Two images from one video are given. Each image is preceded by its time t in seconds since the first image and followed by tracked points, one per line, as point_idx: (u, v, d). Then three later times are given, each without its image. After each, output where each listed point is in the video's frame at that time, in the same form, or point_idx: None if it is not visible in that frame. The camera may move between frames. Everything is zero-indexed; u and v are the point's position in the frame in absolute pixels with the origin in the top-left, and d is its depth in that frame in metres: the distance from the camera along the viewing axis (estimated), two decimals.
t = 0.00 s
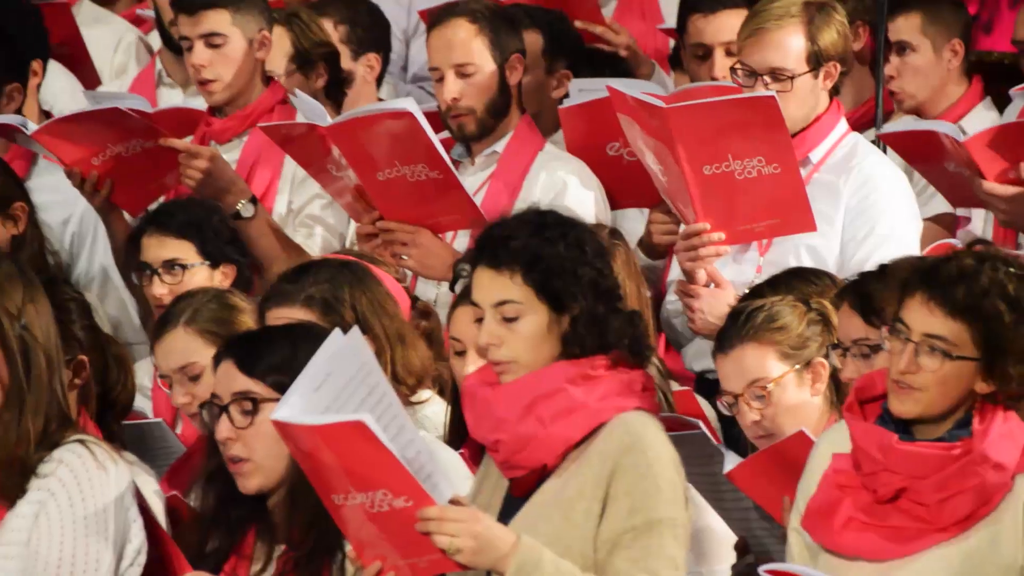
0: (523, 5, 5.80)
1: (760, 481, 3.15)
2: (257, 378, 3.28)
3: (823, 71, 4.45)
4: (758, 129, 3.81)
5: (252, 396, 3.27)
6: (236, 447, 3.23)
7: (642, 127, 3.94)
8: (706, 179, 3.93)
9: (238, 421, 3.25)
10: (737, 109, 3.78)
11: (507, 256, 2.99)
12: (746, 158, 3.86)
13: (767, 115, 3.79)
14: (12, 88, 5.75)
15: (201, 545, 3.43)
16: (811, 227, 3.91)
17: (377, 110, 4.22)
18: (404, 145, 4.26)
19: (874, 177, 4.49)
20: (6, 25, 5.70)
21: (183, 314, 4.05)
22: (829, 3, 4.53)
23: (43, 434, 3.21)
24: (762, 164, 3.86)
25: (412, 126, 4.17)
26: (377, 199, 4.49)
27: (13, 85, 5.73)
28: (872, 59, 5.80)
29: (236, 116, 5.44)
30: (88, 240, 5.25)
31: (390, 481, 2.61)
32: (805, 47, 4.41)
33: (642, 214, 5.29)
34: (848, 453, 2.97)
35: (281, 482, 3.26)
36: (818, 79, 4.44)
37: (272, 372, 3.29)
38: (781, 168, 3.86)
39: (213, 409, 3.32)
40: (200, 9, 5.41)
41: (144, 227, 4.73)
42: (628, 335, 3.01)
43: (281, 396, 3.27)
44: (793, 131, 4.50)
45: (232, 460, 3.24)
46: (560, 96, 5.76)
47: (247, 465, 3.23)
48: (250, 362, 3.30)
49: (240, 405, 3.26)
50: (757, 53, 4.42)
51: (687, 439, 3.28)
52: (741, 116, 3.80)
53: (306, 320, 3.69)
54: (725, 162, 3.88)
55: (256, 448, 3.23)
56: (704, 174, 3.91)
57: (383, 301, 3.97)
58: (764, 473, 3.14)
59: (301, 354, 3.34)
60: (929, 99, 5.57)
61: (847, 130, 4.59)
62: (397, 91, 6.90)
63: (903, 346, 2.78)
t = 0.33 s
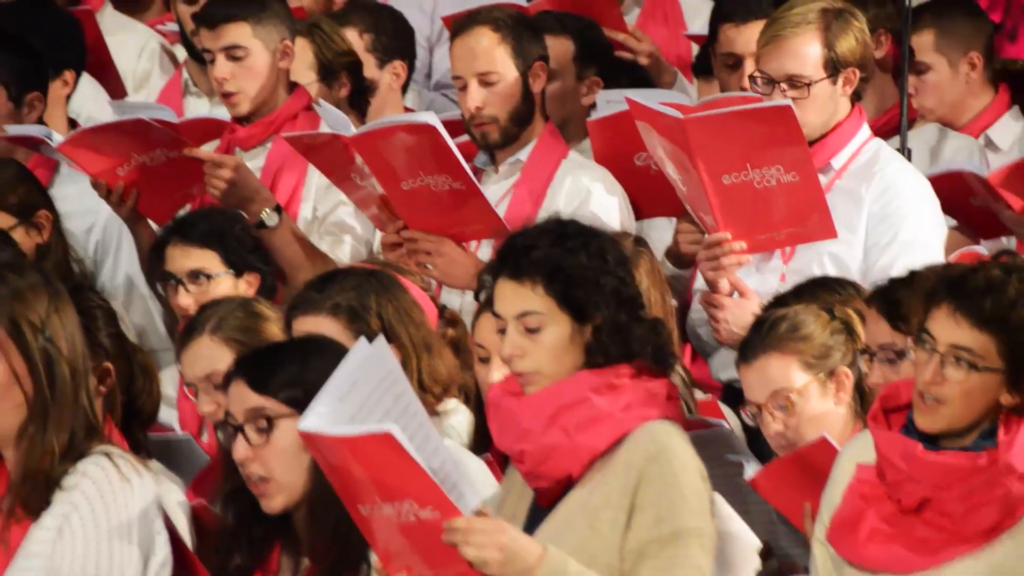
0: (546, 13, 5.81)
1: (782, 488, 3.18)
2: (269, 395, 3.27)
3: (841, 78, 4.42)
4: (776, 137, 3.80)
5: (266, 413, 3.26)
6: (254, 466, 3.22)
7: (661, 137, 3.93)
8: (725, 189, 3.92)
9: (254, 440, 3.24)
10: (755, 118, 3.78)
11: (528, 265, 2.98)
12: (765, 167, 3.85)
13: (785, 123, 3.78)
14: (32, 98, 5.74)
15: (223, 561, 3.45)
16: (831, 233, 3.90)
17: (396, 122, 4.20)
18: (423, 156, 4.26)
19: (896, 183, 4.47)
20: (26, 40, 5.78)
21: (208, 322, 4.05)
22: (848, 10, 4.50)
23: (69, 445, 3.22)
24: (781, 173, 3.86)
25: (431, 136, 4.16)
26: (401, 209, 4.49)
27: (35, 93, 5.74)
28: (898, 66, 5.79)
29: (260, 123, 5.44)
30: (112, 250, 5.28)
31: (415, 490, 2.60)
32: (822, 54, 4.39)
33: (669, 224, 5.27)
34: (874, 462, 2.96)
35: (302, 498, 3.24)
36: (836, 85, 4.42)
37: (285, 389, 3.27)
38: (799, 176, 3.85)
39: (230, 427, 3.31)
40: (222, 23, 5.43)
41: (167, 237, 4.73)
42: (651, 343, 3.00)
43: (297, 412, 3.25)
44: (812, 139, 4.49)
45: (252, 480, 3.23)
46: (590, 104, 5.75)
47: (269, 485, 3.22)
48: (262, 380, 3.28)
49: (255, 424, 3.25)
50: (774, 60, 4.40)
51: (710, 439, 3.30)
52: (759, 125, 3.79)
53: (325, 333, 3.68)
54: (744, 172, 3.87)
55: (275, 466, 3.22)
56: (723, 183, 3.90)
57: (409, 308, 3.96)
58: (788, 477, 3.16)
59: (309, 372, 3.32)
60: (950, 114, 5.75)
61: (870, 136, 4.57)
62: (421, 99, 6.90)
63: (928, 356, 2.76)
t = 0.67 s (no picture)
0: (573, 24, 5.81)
1: (809, 498, 3.25)
2: (294, 408, 3.31)
3: (865, 85, 4.40)
4: (803, 145, 3.80)
5: (289, 424, 3.30)
6: (276, 474, 3.28)
7: (686, 146, 3.94)
8: (753, 199, 3.91)
9: (277, 449, 3.29)
10: (782, 127, 3.77)
11: (552, 275, 2.99)
12: (792, 176, 3.85)
13: (812, 131, 3.78)
14: (62, 106, 5.67)
15: (251, 568, 3.48)
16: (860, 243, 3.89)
17: (423, 131, 4.24)
18: (453, 167, 4.27)
19: (923, 192, 4.46)
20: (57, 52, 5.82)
21: (233, 332, 4.06)
22: (872, 17, 4.49)
23: (97, 456, 3.27)
24: (808, 181, 3.85)
25: (458, 144, 4.18)
26: (428, 219, 4.49)
27: (64, 101, 5.67)
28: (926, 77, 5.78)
29: (290, 135, 5.40)
30: (136, 258, 5.28)
31: (440, 500, 2.61)
32: (845, 61, 4.38)
33: (695, 233, 5.26)
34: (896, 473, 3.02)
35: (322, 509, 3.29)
36: (860, 92, 4.40)
37: (309, 402, 3.31)
38: (827, 184, 3.85)
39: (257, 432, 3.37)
40: (250, 38, 5.47)
41: (196, 249, 4.74)
42: (677, 352, 2.99)
43: (320, 425, 3.29)
44: (837, 147, 4.46)
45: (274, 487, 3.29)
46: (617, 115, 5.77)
47: (291, 493, 3.28)
48: (288, 391, 3.32)
49: (278, 433, 3.30)
50: (797, 67, 4.39)
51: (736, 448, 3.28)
52: (786, 133, 3.79)
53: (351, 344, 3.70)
54: (772, 180, 3.86)
55: (297, 476, 3.28)
56: (750, 193, 3.90)
57: (438, 320, 3.94)
58: (811, 489, 3.24)
59: (336, 381, 3.35)
60: (982, 125, 5.70)
61: (895, 144, 4.55)
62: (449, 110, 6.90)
63: (945, 370, 2.77)
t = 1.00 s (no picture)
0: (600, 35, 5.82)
1: (834, 511, 3.29)
2: (345, 400, 3.27)
3: (888, 94, 4.39)
4: (830, 156, 3.79)
5: (338, 415, 3.27)
6: (316, 464, 3.27)
7: (712, 157, 3.94)
8: (781, 209, 3.91)
9: (321, 438, 3.27)
10: (807, 137, 3.77)
11: (581, 282, 3.00)
12: (820, 187, 3.84)
13: (836, 142, 3.77)
14: (92, 116, 5.70)
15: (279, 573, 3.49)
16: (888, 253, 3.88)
17: (448, 140, 4.24)
18: (482, 178, 4.28)
19: (952, 203, 4.43)
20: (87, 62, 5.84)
21: (257, 342, 4.06)
22: (893, 26, 4.46)
23: (124, 467, 3.28)
24: (837, 192, 3.84)
25: (484, 154, 4.18)
26: (456, 229, 4.51)
27: (94, 112, 5.70)
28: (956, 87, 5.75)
29: (321, 146, 5.39)
30: (163, 271, 5.26)
31: (466, 509, 2.60)
32: (866, 72, 4.36)
33: (719, 243, 5.23)
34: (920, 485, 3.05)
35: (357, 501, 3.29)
36: (882, 102, 4.38)
37: (360, 400, 3.26)
38: (855, 196, 3.84)
39: (303, 419, 3.34)
40: (280, 47, 5.46)
41: (224, 261, 4.74)
42: (706, 364, 2.96)
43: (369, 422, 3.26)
44: (864, 157, 4.45)
45: (308, 476, 3.28)
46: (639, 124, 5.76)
47: (322, 484, 3.27)
48: (343, 382, 3.28)
49: (326, 423, 3.28)
50: (819, 79, 4.38)
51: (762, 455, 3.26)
52: (810, 144, 3.78)
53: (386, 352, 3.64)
54: (799, 191, 3.86)
55: (335, 469, 3.26)
56: (778, 204, 3.90)
57: (466, 330, 3.87)
58: (838, 503, 3.28)
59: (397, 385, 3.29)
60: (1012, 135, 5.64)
61: (922, 154, 4.53)
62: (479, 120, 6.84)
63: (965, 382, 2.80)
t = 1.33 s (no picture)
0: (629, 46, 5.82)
1: (860, 521, 3.28)
2: (383, 403, 3.28)
3: (915, 105, 4.38)
4: (858, 166, 3.79)
5: (378, 420, 3.28)
6: (353, 467, 3.28)
7: (740, 167, 3.94)
8: (809, 219, 3.90)
9: (360, 442, 3.28)
10: (835, 145, 3.77)
11: (608, 291, 3.00)
12: (849, 197, 3.84)
13: (865, 150, 3.77)
14: (121, 127, 5.72)
15: None
16: (917, 263, 3.87)
17: (475, 149, 4.25)
18: (510, 189, 4.28)
19: (981, 212, 4.43)
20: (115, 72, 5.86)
21: (282, 353, 4.07)
22: (920, 36, 4.46)
23: (149, 475, 3.28)
24: (865, 202, 3.84)
25: (513, 163, 4.19)
26: (482, 240, 4.51)
27: (122, 123, 5.71)
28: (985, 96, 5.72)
29: (351, 156, 5.41)
30: (192, 280, 5.29)
31: (494, 520, 2.61)
32: (893, 82, 4.35)
33: (743, 254, 5.23)
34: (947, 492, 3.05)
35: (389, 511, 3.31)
36: (909, 112, 4.37)
37: (402, 406, 3.27)
38: (884, 206, 3.83)
39: (339, 424, 3.34)
40: (313, 55, 5.50)
41: (251, 275, 4.77)
42: (733, 374, 2.96)
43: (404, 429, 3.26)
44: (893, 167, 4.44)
45: (345, 480, 3.29)
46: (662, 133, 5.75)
47: (358, 488, 3.28)
48: (383, 388, 3.29)
49: (366, 427, 3.29)
50: (846, 89, 4.37)
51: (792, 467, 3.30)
52: (838, 151, 3.78)
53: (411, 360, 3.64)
54: (828, 202, 3.85)
55: (371, 472, 3.27)
56: (806, 214, 3.89)
57: (493, 341, 3.87)
58: (866, 510, 3.26)
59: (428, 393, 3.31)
60: None
61: (950, 164, 4.51)
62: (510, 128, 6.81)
63: (993, 391, 2.79)
